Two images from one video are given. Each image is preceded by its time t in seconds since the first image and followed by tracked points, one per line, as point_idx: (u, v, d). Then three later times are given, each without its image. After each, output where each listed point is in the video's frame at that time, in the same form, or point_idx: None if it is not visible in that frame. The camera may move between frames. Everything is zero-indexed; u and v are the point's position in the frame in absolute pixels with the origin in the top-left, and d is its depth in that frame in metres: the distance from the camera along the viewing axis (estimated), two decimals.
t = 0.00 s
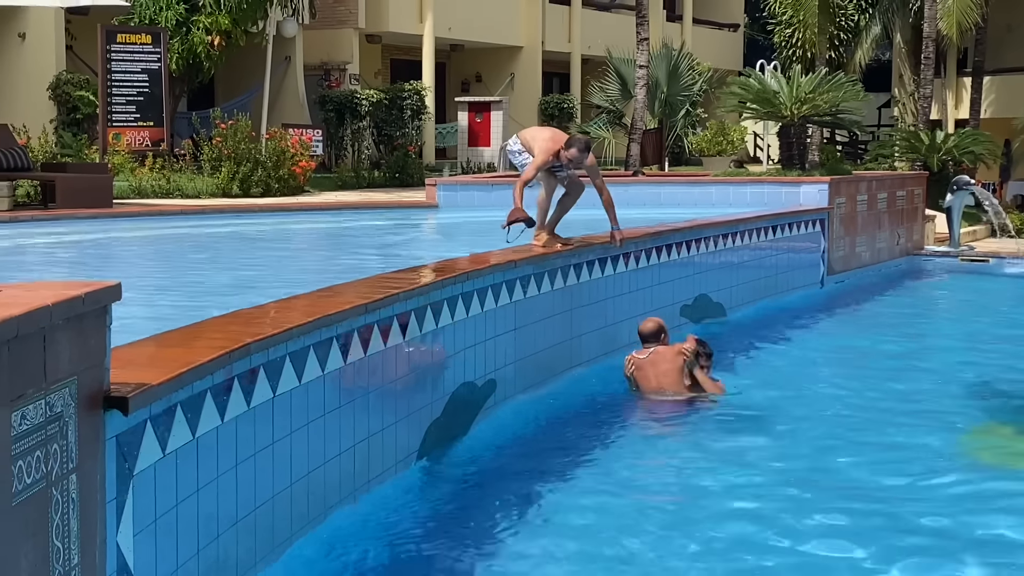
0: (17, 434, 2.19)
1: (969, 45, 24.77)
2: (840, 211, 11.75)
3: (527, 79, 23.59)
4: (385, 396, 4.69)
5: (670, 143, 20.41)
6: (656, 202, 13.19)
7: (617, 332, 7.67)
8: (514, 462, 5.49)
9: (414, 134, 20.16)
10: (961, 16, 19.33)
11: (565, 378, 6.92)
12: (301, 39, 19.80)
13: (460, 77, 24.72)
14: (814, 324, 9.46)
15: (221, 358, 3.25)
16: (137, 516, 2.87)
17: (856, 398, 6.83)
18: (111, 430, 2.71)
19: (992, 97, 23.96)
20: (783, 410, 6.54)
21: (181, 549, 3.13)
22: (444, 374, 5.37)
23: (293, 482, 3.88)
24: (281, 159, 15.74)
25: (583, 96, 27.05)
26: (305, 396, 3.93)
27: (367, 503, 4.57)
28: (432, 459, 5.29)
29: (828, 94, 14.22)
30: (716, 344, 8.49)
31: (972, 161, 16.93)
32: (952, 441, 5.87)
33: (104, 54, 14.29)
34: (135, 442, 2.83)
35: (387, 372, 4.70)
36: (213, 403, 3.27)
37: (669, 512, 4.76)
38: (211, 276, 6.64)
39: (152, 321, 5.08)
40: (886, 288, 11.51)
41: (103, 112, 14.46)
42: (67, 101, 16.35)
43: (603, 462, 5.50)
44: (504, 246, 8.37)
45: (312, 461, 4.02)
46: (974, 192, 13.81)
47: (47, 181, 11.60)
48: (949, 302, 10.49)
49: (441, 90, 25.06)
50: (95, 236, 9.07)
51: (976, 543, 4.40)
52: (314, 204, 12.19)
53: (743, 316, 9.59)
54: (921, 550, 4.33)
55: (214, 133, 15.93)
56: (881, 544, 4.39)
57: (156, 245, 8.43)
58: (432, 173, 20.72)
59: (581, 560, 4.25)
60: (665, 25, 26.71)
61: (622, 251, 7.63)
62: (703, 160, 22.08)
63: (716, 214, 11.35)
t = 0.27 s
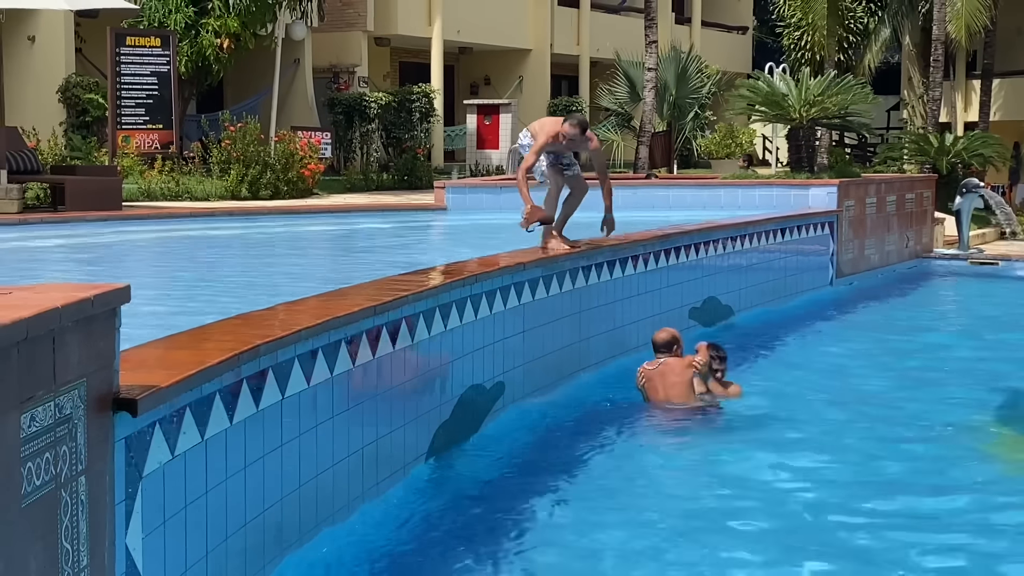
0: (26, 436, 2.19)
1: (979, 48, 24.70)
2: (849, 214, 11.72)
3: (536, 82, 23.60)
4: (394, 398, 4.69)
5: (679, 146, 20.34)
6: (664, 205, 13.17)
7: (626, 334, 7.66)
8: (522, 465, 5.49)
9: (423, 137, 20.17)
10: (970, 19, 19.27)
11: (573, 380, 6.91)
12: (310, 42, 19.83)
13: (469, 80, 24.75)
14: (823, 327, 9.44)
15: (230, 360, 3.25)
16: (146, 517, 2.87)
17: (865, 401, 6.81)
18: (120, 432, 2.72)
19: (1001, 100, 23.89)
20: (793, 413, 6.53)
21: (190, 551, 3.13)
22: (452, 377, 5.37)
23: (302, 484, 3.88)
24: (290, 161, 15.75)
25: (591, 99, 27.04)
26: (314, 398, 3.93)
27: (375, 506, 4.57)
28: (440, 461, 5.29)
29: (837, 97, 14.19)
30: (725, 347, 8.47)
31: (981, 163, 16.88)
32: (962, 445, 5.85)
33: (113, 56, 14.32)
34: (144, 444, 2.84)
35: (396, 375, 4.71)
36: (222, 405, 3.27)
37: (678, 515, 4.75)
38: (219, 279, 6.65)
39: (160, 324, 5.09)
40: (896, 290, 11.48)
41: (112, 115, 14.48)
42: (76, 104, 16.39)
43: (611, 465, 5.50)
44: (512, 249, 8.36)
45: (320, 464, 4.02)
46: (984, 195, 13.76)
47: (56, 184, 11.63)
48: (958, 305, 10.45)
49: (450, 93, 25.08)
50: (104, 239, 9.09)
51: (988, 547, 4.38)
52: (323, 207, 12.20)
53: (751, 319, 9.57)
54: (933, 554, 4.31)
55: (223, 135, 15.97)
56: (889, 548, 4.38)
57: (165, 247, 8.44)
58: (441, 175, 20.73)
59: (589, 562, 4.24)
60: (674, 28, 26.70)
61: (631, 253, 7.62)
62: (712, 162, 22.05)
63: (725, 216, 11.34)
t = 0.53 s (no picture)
0: (36, 440, 2.19)
1: (989, 52, 24.63)
2: (859, 218, 11.68)
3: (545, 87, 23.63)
4: (404, 403, 4.69)
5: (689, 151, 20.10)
6: (674, 209, 13.14)
7: (635, 339, 7.64)
8: (532, 469, 5.49)
9: (432, 141, 20.21)
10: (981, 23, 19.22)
11: (583, 385, 6.90)
12: (321, 47, 19.87)
13: (478, 84, 24.78)
14: (833, 331, 9.41)
15: (240, 365, 3.25)
16: (156, 522, 2.87)
17: (876, 406, 6.79)
18: (130, 437, 2.72)
19: (1012, 103, 23.80)
20: (803, 417, 6.51)
21: (200, 555, 3.13)
22: (461, 382, 5.36)
23: (312, 489, 3.88)
24: (300, 166, 15.78)
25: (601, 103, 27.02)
26: (323, 403, 3.93)
27: (385, 511, 4.56)
28: (449, 466, 5.28)
29: (847, 101, 14.16)
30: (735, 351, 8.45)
31: (992, 167, 16.82)
32: (974, 449, 5.83)
33: (123, 61, 14.35)
34: (153, 449, 2.83)
35: (405, 380, 4.71)
36: (232, 410, 3.27)
37: (688, 520, 4.74)
38: (229, 283, 6.65)
39: (169, 328, 5.09)
40: (906, 295, 11.43)
41: (123, 120, 14.52)
42: (87, 109, 16.43)
43: (620, 471, 5.49)
44: (521, 253, 8.34)
45: (330, 469, 4.02)
46: (995, 199, 13.70)
47: (67, 188, 11.67)
48: (969, 309, 10.41)
49: (460, 97, 25.11)
50: (115, 244, 9.10)
51: (1000, 551, 4.36)
52: (332, 211, 12.20)
53: (762, 323, 9.54)
54: (945, 559, 4.29)
55: (233, 140, 16.00)
56: (900, 552, 4.36)
57: (175, 252, 8.45)
58: (450, 179, 20.74)
59: (597, 567, 4.24)
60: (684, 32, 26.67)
61: (641, 257, 7.61)
62: (721, 167, 22.03)
63: (735, 220, 11.31)
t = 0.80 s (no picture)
0: (53, 446, 2.20)
1: (1004, 56, 24.54)
2: (874, 223, 11.64)
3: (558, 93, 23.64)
4: (418, 409, 4.69)
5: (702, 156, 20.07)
6: (688, 215, 13.12)
7: (649, 345, 7.63)
8: (547, 475, 5.48)
9: (445, 147, 20.25)
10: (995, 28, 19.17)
11: (597, 391, 6.89)
12: (334, 54, 19.93)
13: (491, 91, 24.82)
14: (848, 337, 9.37)
15: (255, 371, 3.26)
16: (172, 527, 2.88)
17: (891, 412, 6.76)
18: (146, 443, 2.73)
19: None
20: (818, 423, 6.48)
21: (215, 561, 3.13)
22: (475, 387, 5.36)
23: (326, 495, 3.88)
24: (313, 173, 15.83)
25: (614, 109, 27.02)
26: (337, 409, 3.94)
27: (400, 516, 4.56)
28: (463, 472, 5.28)
29: (861, 106, 14.12)
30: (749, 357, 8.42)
31: (1007, 173, 16.75)
32: (990, 455, 5.80)
33: (138, 69, 14.42)
34: (169, 455, 2.84)
35: (420, 386, 4.71)
36: (247, 416, 3.27)
37: (703, 526, 4.72)
38: (243, 290, 6.67)
39: (184, 335, 5.10)
40: (921, 300, 11.39)
41: (138, 126, 14.57)
42: (102, 116, 16.51)
43: (635, 477, 5.48)
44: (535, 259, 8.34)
45: (344, 475, 4.03)
46: (1011, 205, 13.63)
47: (83, 196, 11.72)
48: (985, 315, 10.36)
49: (473, 104, 25.14)
50: (129, 250, 9.13)
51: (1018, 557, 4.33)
52: (346, 218, 12.22)
53: (776, 329, 9.52)
54: (963, 566, 4.27)
55: (247, 147, 16.05)
56: (917, 559, 4.33)
57: (189, 258, 8.48)
58: (464, 186, 20.76)
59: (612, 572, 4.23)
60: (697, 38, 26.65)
61: (654, 263, 7.60)
62: (734, 172, 22.00)
63: (749, 226, 11.28)
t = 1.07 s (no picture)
0: (67, 457, 2.21)
1: (1017, 62, 24.44)
2: (887, 230, 11.60)
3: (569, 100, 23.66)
4: (430, 417, 4.69)
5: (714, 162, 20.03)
6: (699, 222, 13.10)
7: (661, 352, 7.62)
8: (559, 483, 5.47)
9: (457, 155, 20.28)
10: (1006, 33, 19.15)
11: (609, 399, 6.88)
12: (346, 62, 19.98)
13: (503, 98, 24.85)
14: (861, 343, 9.34)
15: (268, 380, 3.27)
16: (185, 536, 2.88)
17: (906, 419, 6.73)
18: (159, 453, 2.73)
19: None
20: (831, 429, 6.47)
21: (228, 570, 3.14)
22: (487, 395, 5.36)
23: (339, 503, 3.88)
24: (325, 181, 15.87)
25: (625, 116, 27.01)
26: (350, 418, 3.94)
27: (412, 525, 4.56)
28: (475, 480, 5.27)
29: (873, 113, 14.08)
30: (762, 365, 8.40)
31: (1021, 179, 16.67)
32: (1005, 462, 5.77)
33: (151, 78, 14.47)
34: (182, 465, 2.84)
35: (432, 394, 4.71)
36: (260, 425, 3.28)
37: (721, 533, 4.70)
38: (256, 298, 6.68)
39: (196, 343, 5.11)
40: (935, 307, 11.34)
41: (151, 135, 14.63)
42: (115, 125, 16.59)
43: (647, 485, 5.46)
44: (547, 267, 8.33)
45: (357, 483, 4.03)
46: None
47: (96, 204, 11.76)
48: (998, 321, 10.31)
49: (484, 111, 25.17)
50: (142, 259, 9.15)
51: None
52: (358, 226, 12.24)
53: (788, 336, 9.49)
54: (981, 574, 4.24)
55: (259, 156, 16.09)
56: (931, 567, 4.31)
57: (201, 267, 8.50)
58: (475, 193, 20.78)
59: None
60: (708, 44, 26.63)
61: (666, 271, 7.59)
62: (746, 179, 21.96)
63: (760, 233, 11.26)
